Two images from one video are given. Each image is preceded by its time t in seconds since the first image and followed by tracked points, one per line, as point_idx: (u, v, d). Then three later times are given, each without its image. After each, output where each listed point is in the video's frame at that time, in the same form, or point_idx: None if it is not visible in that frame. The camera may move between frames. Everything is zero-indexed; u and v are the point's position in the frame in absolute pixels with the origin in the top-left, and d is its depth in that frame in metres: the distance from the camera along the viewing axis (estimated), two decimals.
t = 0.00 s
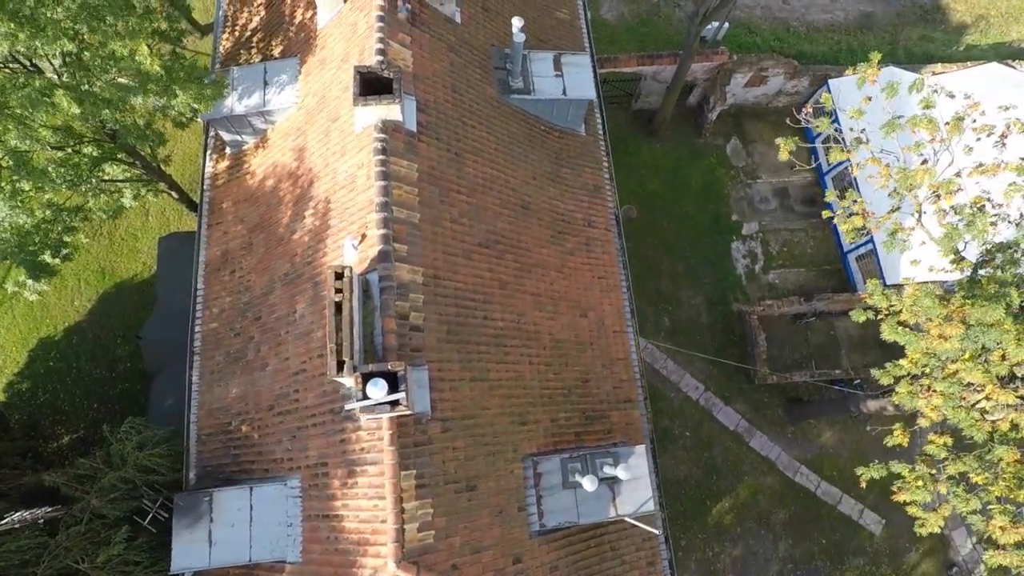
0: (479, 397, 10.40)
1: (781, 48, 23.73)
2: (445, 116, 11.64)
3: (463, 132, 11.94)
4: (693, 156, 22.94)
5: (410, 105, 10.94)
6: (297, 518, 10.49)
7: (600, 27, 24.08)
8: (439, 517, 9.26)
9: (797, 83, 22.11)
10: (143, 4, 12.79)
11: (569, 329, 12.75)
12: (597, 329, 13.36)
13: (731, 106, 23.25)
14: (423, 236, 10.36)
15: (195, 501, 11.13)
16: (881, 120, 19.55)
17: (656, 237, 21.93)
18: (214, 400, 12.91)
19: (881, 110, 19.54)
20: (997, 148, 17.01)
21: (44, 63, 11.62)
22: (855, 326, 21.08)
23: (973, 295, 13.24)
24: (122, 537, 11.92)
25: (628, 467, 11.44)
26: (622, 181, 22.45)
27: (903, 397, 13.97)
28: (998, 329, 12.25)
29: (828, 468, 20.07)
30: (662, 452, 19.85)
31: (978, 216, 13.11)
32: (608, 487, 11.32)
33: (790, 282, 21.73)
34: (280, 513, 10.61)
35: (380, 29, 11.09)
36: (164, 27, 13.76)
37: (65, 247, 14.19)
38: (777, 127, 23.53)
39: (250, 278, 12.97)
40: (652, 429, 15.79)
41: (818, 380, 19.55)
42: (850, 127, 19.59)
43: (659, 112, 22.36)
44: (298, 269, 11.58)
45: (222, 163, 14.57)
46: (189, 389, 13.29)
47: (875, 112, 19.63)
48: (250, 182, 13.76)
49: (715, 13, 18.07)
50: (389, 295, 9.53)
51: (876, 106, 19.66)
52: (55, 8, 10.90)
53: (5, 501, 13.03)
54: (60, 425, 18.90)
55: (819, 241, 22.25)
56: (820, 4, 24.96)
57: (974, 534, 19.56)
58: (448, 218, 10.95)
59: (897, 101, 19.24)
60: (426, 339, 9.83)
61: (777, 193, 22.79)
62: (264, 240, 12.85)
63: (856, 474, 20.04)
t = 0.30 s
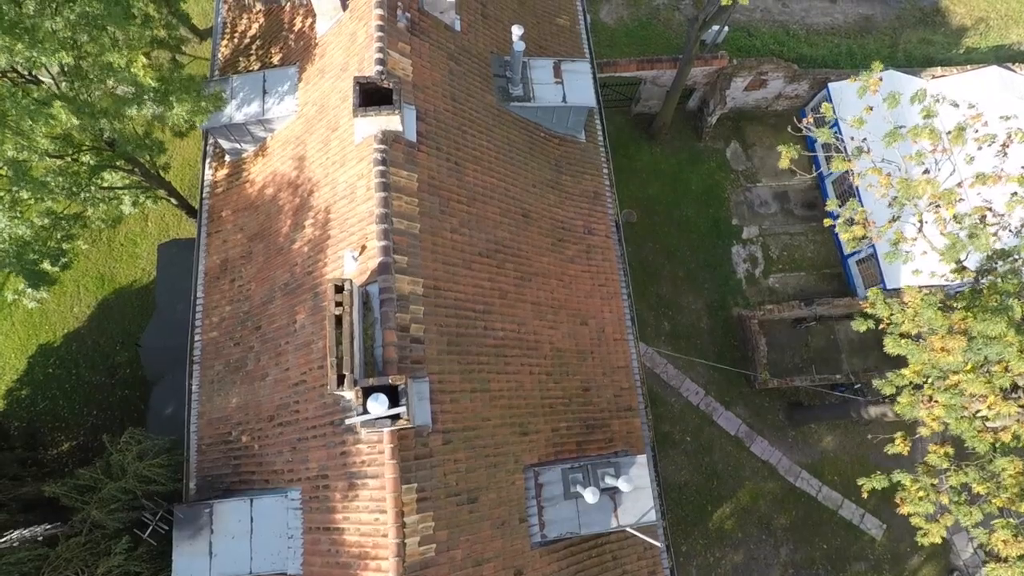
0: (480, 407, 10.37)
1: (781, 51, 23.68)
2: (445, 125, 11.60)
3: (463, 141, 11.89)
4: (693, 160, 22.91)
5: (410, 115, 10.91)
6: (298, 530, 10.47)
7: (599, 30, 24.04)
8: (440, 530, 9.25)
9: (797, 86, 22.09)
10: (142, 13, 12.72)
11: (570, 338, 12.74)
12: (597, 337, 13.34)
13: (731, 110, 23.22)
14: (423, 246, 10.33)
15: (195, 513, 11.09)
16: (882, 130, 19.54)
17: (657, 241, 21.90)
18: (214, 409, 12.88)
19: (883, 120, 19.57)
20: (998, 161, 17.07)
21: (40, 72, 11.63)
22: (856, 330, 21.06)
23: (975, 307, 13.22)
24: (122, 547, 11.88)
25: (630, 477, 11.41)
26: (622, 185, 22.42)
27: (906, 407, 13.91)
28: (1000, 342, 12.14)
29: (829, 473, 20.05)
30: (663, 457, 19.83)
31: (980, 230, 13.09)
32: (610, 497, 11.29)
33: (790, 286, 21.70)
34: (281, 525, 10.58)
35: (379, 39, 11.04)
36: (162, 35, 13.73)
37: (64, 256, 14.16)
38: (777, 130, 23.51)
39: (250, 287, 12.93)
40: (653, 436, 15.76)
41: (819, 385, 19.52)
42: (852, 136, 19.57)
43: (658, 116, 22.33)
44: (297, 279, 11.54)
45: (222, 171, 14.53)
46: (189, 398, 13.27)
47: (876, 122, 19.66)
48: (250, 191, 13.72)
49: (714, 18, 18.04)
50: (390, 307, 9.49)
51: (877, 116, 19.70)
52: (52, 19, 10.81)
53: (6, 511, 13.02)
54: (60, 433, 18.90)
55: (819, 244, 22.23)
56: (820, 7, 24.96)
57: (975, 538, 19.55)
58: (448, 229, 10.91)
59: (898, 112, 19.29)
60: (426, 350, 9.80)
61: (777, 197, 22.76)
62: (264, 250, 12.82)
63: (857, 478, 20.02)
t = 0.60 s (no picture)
0: (481, 422, 10.33)
1: (781, 56, 23.64)
2: (444, 137, 11.53)
3: (462, 153, 11.82)
4: (693, 165, 22.87)
5: (409, 127, 10.84)
6: (298, 545, 10.43)
7: (598, 35, 23.98)
8: (440, 548, 9.21)
9: (796, 92, 22.05)
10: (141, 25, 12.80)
11: (570, 349, 12.69)
12: (598, 348, 13.29)
13: (730, 115, 23.17)
14: (423, 260, 10.28)
15: (195, 528, 11.03)
16: (884, 143, 19.43)
17: (656, 248, 21.86)
18: (212, 422, 12.83)
19: (885, 133, 19.36)
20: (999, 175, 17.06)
21: (37, 84, 11.61)
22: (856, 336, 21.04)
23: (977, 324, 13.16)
24: (121, 561, 11.82)
25: (632, 491, 11.38)
26: (621, 190, 22.37)
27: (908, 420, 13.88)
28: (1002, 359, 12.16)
29: (829, 479, 20.03)
30: (663, 464, 19.80)
31: (981, 243, 13.09)
32: (611, 511, 11.25)
33: (790, 292, 21.68)
34: (281, 541, 10.53)
35: (378, 51, 10.97)
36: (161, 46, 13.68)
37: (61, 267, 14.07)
38: (776, 135, 23.48)
39: (249, 299, 12.86)
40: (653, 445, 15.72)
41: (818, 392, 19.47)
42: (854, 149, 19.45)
43: (658, 122, 22.28)
44: (296, 292, 11.47)
45: (220, 181, 14.47)
46: (188, 410, 13.22)
47: (878, 135, 19.47)
48: (248, 202, 13.65)
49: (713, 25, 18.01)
50: (389, 323, 9.43)
51: (879, 129, 19.50)
52: (50, 31, 10.96)
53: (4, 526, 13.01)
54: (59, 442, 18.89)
55: (818, 250, 22.21)
56: (819, 12, 24.93)
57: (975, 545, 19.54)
58: (448, 242, 10.86)
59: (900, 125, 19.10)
60: (426, 366, 9.75)
61: (777, 203, 22.73)
62: (262, 261, 12.76)
63: (857, 485, 20.01)
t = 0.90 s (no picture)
0: (481, 439, 10.26)
1: (780, 61, 23.58)
2: (444, 150, 11.45)
3: (462, 166, 11.72)
4: (693, 171, 22.80)
5: (408, 141, 10.75)
6: (297, 564, 10.34)
7: (597, 40, 23.91)
8: (442, 568, 9.13)
9: (796, 97, 21.99)
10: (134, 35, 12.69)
11: (571, 362, 12.62)
12: (599, 360, 13.21)
13: (729, 121, 23.11)
14: (423, 276, 10.20)
15: (194, 546, 10.94)
16: (886, 156, 19.38)
17: (656, 254, 21.79)
18: (211, 436, 12.73)
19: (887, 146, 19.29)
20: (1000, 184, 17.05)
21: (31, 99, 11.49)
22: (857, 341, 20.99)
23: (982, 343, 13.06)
24: None
25: (634, 506, 11.31)
26: (621, 196, 22.31)
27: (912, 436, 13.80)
28: (1006, 377, 12.08)
29: (831, 486, 19.97)
30: (663, 472, 19.74)
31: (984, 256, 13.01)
32: (613, 527, 11.18)
33: (790, 298, 21.63)
34: (280, 559, 10.43)
35: (376, 64, 10.88)
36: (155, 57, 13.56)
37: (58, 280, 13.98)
38: (776, 141, 23.43)
39: (247, 312, 12.77)
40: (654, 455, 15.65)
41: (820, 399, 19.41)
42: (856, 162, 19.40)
43: (657, 127, 22.22)
44: (295, 307, 11.37)
45: (218, 193, 14.37)
46: (186, 424, 13.12)
47: (881, 149, 19.35)
48: (246, 214, 13.55)
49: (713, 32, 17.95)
50: (390, 341, 9.35)
51: (882, 143, 19.35)
52: (45, 45, 10.88)
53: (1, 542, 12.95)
54: (57, 452, 18.80)
55: (819, 256, 22.15)
56: (818, 16, 24.86)
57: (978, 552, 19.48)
58: (448, 257, 10.77)
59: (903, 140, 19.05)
60: (427, 384, 9.67)
61: (777, 208, 22.66)
62: (261, 274, 12.67)
63: (858, 492, 19.95)
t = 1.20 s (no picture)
0: (483, 458, 10.16)
1: (781, 66, 23.43)
2: (444, 165, 11.31)
3: (462, 181, 11.58)
4: (694, 178, 22.67)
5: (407, 156, 10.62)
6: None
7: (597, 46, 23.76)
8: None
9: (797, 102, 21.86)
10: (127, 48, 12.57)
11: (572, 377, 12.49)
12: (600, 374, 13.08)
13: (730, 126, 22.98)
14: (423, 294, 10.07)
15: (192, 568, 10.81)
16: (892, 172, 19.31)
17: (657, 261, 21.66)
18: (210, 453, 12.60)
19: (892, 163, 19.32)
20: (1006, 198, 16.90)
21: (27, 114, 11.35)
22: (859, 349, 20.88)
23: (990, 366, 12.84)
24: None
25: (637, 524, 11.20)
26: (621, 203, 22.18)
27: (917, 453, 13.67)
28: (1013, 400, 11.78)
29: (834, 495, 19.85)
30: (665, 482, 19.62)
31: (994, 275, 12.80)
32: (617, 545, 11.07)
33: (792, 305, 21.51)
34: None
35: (375, 79, 10.75)
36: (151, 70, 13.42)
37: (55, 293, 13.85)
38: (777, 146, 23.31)
39: (246, 327, 12.63)
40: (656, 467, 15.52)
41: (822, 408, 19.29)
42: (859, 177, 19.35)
43: (658, 134, 22.08)
44: (294, 324, 11.23)
45: (215, 205, 14.23)
46: (184, 441, 12.99)
47: (886, 166, 19.36)
48: (244, 228, 13.42)
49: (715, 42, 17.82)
50: (389, 362, 9.22)
51: (887, 159, 19.40)
52: (39, 62, 10.78)
53: None
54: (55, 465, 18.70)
55: (821, 262, 22.04)
56: (819, 20, 24.72)
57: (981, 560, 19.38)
58: (448, 274, 10.65)
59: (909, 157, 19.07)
60: (428, 405, 9.56)
61: (779, 215, 22.54)
62: (259, 289, 12.53)
63: (862, 500, 19.84)
